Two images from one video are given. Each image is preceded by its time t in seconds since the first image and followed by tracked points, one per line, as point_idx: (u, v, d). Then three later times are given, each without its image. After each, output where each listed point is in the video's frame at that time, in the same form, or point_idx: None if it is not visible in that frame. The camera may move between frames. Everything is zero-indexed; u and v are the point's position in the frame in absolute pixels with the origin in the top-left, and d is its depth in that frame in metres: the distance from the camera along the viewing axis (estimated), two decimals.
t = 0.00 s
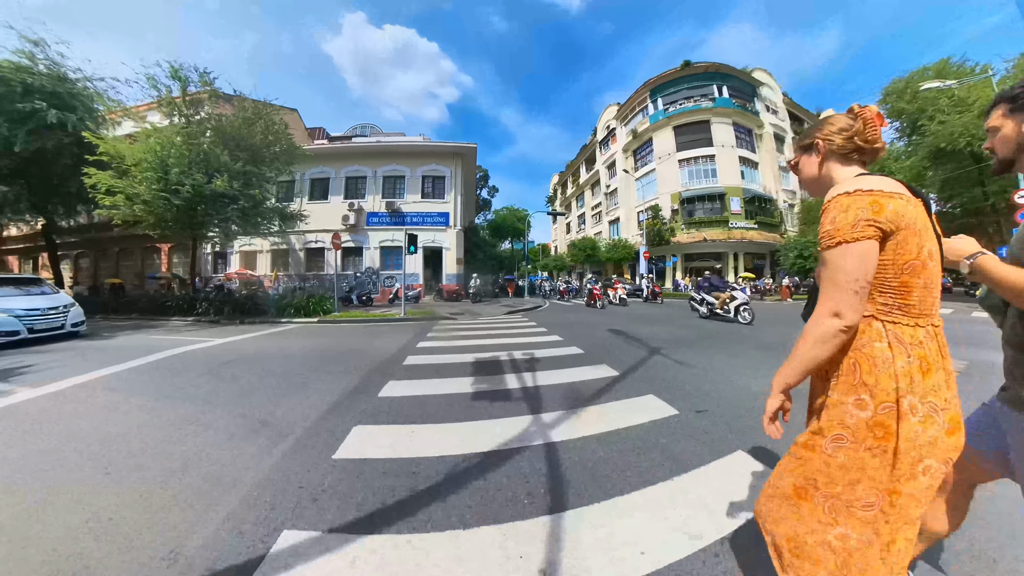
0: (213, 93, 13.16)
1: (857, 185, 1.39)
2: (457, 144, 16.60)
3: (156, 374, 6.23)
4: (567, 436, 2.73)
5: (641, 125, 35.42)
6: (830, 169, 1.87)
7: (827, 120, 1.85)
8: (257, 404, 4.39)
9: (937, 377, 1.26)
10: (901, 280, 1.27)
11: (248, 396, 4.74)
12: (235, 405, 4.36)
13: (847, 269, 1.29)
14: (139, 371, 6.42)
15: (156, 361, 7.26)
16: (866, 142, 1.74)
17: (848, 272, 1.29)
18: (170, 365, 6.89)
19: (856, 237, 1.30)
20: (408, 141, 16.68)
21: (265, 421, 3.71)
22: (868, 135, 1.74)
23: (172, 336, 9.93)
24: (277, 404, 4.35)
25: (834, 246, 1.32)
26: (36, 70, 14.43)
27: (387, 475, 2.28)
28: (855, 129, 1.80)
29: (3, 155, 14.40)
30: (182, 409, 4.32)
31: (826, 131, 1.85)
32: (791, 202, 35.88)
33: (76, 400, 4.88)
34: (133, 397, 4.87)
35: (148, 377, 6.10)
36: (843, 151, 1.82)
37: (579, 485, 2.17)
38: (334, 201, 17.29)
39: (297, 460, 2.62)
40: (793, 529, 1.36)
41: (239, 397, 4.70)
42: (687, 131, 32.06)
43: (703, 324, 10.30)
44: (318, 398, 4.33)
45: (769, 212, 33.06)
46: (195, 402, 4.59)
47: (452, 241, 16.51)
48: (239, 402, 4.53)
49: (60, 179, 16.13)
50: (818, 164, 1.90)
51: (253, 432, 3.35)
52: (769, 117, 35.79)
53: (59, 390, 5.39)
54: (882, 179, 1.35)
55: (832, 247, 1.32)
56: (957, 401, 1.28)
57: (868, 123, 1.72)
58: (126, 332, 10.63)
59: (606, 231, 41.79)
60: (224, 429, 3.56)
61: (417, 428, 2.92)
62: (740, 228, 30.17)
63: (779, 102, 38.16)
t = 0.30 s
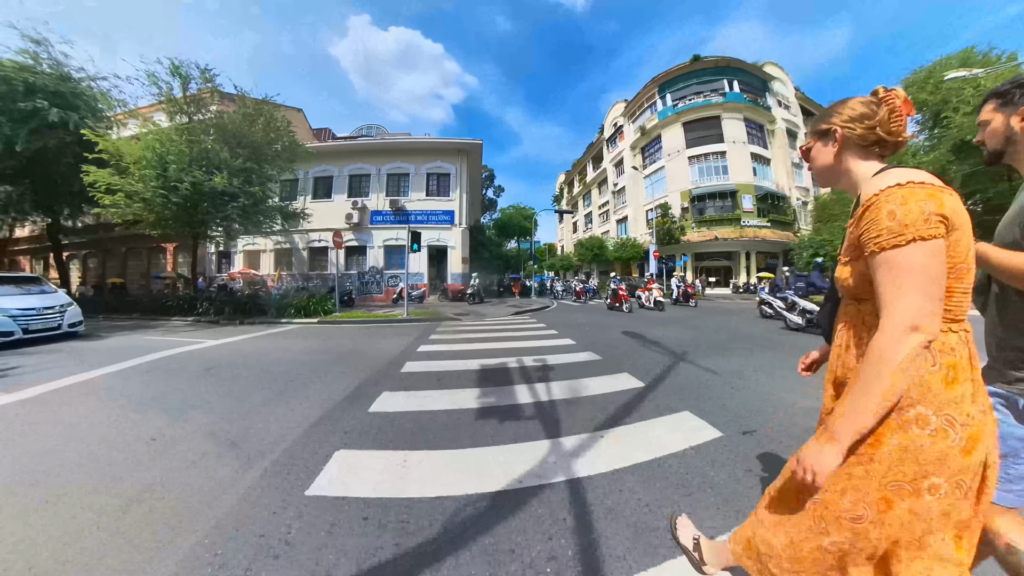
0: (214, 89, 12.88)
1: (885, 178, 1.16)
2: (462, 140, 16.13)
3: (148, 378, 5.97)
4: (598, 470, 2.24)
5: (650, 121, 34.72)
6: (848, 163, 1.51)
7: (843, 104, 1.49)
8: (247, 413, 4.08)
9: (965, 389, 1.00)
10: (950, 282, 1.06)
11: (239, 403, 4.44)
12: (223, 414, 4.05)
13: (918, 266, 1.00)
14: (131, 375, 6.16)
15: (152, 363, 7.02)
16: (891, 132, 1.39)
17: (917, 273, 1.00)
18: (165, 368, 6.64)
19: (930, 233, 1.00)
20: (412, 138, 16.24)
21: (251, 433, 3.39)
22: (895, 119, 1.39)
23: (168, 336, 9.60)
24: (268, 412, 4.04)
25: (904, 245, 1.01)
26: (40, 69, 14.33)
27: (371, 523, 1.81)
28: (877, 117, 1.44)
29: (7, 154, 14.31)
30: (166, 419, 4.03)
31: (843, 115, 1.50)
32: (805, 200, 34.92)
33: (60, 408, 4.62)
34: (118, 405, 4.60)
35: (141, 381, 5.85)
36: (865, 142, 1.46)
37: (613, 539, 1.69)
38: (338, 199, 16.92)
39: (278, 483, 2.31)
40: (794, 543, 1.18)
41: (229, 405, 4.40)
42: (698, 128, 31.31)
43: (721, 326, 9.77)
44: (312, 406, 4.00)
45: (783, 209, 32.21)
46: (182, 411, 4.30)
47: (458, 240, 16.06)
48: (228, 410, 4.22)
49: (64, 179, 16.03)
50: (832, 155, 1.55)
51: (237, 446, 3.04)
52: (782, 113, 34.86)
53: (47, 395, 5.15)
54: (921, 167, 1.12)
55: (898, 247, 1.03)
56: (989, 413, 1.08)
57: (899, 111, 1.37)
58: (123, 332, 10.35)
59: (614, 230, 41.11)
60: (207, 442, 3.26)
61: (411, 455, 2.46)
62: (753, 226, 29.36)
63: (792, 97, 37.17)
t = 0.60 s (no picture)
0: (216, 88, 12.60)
1: (865, 191, 1.15)
2: (468, 138, 15.72)
3: (142, 387, 5.74)
4: (639, 528, 1.77)
5: (658, 119, 34.05)
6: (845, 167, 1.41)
7: (840, 101, 1.39)
8: (237, 431, 3.81)
9: (936, 389, 1.06)
10: (920, 293, 1.08)
11: (230, 420, 4.16)
12: (212, 432, 3.79)
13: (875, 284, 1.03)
14: (125, 383, 5.94)
15: (147, 370, 6.80)
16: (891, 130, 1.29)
17: (877, 291, 1.03)
18: (160, 375, 6.41)
19: (886, 249, 1.03)
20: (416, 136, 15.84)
21: (237, 456, 3.12)
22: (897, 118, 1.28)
23: (165, 340, 9.28)
24: (259, 430, 3.76)
25: (862, 263, 1.05)
26: (43, 71, 14.19)
27: None
28: (881, 112, 1.34)
29: (11, 156, 14.18)
30: (151, 437, 3.77)
31: (842, 114, 1.39)
32: (820, 198, 33.97)
33: (45, 422, 4.40)
34: (106, 420, 4.36)
35: (134, 390, 5.63)
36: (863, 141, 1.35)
37: None
38: (342, 199, 16.59)
39: (255, 525, 2.03)
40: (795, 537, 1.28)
41: (219, 421, 4.13)
42: (707, 125, 30.60)
43: (740, 330, 9.28)
44: (305, 424, 3.71)
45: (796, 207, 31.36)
46: (170, 428, 4.04)
47: (463, 240, 15.64)
48: (218, 427, 3.95)
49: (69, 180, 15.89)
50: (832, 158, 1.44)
51: (218, 474, 2.76)
52: (794, 108, 33.97)
53: (35, 407, 4.95)
54: (899, 181, 1.10)
55: (856, 264, 1.06)
56: (974, 417, 1.07)
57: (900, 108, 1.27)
58: (120, 335, 10.08)
59: (622, 230, 40.46)
60: (187, 468, 2.96)
61: (404, 504, 2.04)
62: (765, 225, 28.60)
63: (805, 92, 36.21)
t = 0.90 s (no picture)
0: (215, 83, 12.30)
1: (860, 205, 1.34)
2: (472, 134, 15.32)
3: (133, 388, 5.48)
4: None
5: (665, 116, 33.48)
6: (847, 180, 1.75)
7: (845, 130, 1.68)
8: (226, 436, 3.52)
9: (927, 389, 1.20)
10: (899, 300, 1.23)
11: (220, 423, 3.87)
12: (198, 438, 3.49)
13: (835, 284, 1.30)
14: (116, 384, 5.67)
15: (142, 371, 6.54)
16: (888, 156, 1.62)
17: (835, 292, 1.30)
18: (153, 376, 6.15)
19: (852, 260, 1.28)
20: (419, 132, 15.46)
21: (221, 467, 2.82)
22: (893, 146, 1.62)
23: (162, 340, 9.01)
24: (250, 437, 3.47)
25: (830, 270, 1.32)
26: (43, 69, 14.01)
27: None
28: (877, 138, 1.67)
29: (11, 155, 14.01)
30: (133, 443, 3.48)
31: (846, 140, 1.69)
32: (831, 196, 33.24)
33: (26, 424, 4.13)
34: (90, 423, 4.09)
35: (124, 391, 5.36)
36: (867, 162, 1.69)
37: None
38: (344, 197, 16.25)
39: (231, 556, 1.72)
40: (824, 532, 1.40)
41: (208, 426, 3.84)
42: (716, 121, 29.99)
43: (759, 332, 8.84)
44: (298, 433, 3.41)
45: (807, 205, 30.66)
46: (154, 432, 3.75)
47: (468, 238, 15.26)
48: (207, 431, 3.67)
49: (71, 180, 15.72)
50: (837, 176, 1.78)
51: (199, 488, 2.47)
52: (804, 104, 33.26)
53: (19, 409, 4.68)
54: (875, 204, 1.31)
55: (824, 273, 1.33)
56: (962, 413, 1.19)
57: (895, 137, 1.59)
58: (116, 335, 9.82)
59: (628, 229, 39.89)
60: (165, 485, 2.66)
61: (398, 555, 1.64)
62: (776, 223, 27.96)
63: (815, 88, 35.45)
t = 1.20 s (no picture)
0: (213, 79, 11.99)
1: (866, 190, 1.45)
2: (476, 131, 14.93)
3: (119, 391, 5.15)
4: None
5: (671, 113, 32.91)
6: (842, 180, 1.90)
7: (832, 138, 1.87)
8: (210, 448, 3.17)
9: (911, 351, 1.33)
10: (890, 273, 1.37)
11: (204, 431, 3.53)
12: (180, 448, 3.14)
13: (848, 258, 1.39)
14: (104, 387, 5.36)
15: (134, 373, 6.23)
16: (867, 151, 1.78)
17: (849, 264, 1.38)
18: (143, 378, 5.82)
19: (860, 235, 1.39)
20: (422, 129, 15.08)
21: (200, 486, 2.47)
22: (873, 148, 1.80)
23: (156, 342, 8.71)
24: (234, 449, 3.11)
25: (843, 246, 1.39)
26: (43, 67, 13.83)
27: None
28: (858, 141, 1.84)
29: (11, 155, 13.85)
30: (108, 451, 3.14)
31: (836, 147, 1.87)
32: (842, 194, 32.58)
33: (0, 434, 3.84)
34: (67, 428, 3.76)
35: (110, 394, 5.04)
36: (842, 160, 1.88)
37: None
38: (346, 196, 15.88)
39: None
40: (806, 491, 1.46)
41: (193, 434, 3.49)
42: (724, 118, 29.40)
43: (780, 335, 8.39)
44: (287, 445, 3.03)
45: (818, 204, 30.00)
46: (134, 439, 3.42)
47: (472, 237, 14.93)
48: (189, 440, 3.31)
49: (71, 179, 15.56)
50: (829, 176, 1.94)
51: (168, 519, 2.11)
52: (814, 101, 32.58)
53: None
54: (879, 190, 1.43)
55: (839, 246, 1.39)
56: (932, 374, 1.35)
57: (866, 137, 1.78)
58: (111, 337, 9.54)
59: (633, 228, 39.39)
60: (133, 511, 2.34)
61: None
62: (786, 222, 27.38)
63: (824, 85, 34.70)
